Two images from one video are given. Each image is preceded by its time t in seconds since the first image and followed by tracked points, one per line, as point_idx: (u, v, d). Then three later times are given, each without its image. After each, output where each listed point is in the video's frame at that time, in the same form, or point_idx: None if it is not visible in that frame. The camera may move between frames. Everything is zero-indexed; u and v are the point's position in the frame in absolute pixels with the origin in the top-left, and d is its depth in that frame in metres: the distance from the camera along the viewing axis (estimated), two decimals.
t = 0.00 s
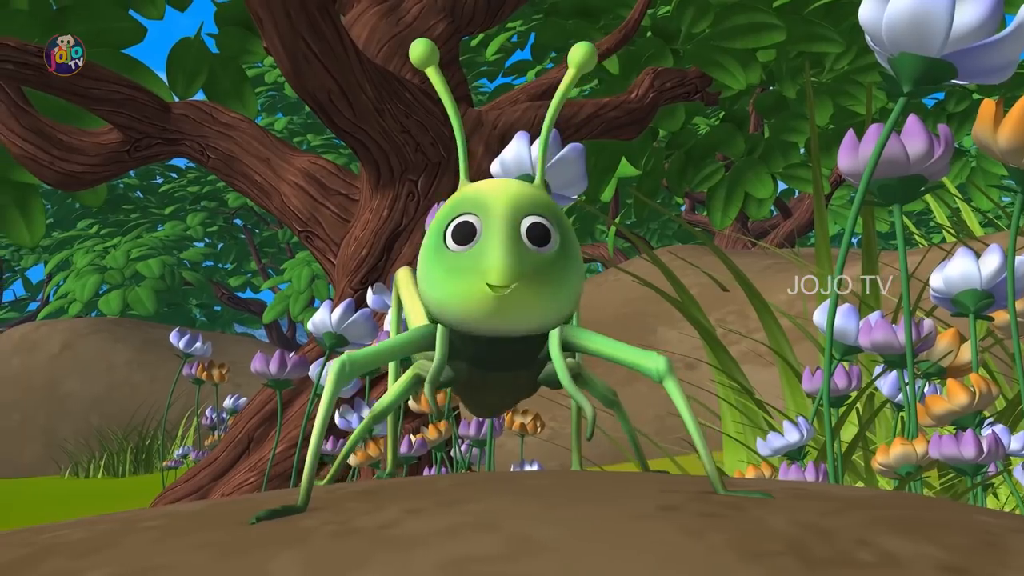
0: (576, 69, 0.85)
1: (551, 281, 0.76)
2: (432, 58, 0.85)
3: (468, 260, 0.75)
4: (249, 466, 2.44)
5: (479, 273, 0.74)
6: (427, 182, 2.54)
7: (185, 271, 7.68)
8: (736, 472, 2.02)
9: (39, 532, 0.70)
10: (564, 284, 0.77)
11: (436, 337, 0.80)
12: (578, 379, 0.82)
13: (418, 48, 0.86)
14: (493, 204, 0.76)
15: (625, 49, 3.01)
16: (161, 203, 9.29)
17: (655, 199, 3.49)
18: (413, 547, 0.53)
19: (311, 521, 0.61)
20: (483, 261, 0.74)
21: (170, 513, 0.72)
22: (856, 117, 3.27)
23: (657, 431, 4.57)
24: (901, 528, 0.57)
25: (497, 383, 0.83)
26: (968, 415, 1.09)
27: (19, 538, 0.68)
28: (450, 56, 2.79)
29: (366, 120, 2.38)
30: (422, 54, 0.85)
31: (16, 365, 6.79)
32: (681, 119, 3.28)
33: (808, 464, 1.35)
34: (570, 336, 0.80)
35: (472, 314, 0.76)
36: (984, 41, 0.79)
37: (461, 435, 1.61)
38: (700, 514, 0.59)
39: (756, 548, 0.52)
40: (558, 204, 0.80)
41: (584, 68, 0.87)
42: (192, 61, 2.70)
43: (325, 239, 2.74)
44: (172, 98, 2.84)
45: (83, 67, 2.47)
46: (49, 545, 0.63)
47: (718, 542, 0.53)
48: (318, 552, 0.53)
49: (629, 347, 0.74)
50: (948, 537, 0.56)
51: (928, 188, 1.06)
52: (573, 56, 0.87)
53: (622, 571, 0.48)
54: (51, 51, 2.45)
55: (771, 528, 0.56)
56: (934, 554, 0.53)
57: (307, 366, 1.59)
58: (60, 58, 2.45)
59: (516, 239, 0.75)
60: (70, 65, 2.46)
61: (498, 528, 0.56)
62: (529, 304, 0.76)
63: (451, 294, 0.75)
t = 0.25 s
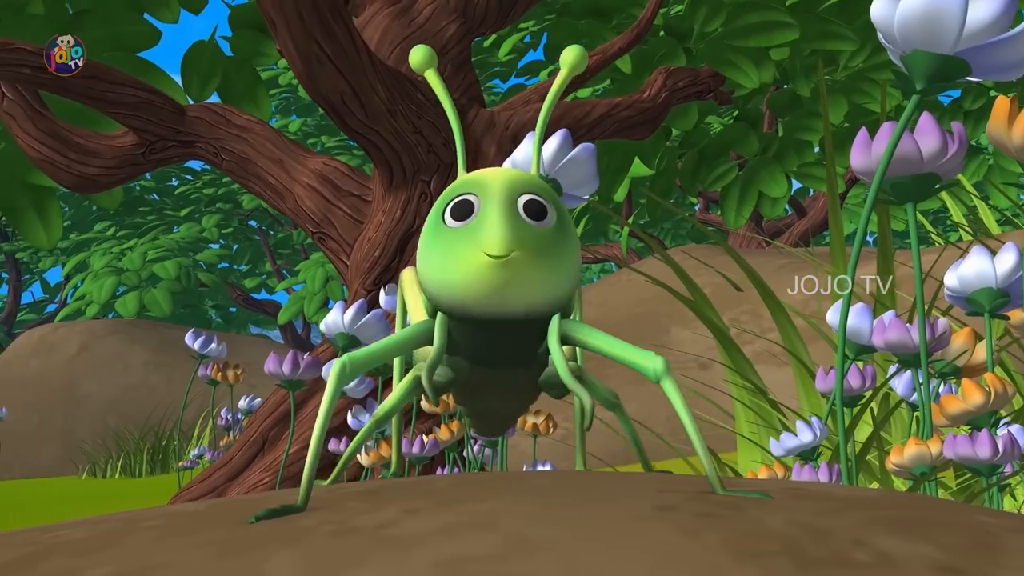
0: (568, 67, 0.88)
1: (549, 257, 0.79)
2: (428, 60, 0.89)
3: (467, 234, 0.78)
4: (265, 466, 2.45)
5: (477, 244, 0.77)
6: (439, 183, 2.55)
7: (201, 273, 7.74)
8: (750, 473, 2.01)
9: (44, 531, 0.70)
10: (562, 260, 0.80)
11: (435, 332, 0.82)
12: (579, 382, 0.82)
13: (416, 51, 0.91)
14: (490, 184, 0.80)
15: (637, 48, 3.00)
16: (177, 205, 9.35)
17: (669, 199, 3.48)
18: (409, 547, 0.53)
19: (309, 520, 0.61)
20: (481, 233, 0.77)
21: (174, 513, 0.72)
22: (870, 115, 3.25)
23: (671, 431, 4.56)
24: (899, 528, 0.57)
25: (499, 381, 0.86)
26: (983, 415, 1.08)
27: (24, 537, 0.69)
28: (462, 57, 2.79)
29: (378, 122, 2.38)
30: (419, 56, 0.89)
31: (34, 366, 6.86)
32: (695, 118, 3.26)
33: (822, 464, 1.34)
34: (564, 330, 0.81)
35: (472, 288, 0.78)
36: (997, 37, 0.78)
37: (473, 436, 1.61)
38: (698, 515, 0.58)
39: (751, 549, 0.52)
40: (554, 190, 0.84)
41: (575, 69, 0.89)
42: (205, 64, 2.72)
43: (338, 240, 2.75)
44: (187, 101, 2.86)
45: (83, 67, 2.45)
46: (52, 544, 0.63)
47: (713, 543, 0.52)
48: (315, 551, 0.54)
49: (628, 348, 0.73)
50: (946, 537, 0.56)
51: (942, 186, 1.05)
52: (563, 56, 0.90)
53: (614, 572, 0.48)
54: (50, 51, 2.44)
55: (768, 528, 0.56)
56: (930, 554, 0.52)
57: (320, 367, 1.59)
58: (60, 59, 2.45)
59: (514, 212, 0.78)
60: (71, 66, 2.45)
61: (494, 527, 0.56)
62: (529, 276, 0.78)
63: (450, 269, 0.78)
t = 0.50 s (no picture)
0: (547, 64, 0.84)
1: (533, 292, 0.78)
2: (400, 72, 0.86)
3: (448, 281, 0.77)
4: (279, 467, 2.47)
5: (458, 293, 0.77)
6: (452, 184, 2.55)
7: (216, 274, 7.79)
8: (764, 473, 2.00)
9: (50, 530, 0.71)
10: (548, 293, 0.79)
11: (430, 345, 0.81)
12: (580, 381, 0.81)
13: (387, 60, 0.87)
14: (468, 222, 0.78)
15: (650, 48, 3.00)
16: (193, 207, 9.42)
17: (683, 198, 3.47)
18: (403, 545, 0.54)
19: (308, 520, 0.62)
20: (461, 281, 0.76)
21: (177, 512, 0.73)
22: (885, 113, 3.23)
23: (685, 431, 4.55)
24: (895, 528, 0.57)
25: (498, 385, 0.83)
26: (998, 415, 1.07)
27: (29, 536, 0.69)
28: (473, 58, 2.80)
29: (390, 122, 2.38)
30: (393, 68, 0.86)
31: (52, 367, 6.93)
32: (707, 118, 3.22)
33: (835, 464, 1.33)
34: (559, 336, 0.79)
35: (457, 330, 0.78)
36: (1010, 34, 0.78)
37: (485, 436, 1.61)
38: (694, 514, 0.58)
39: (744, 548, 0.52)
40: (537, 209, 0.81)
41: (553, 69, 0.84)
42: (219, 66, 2.74)
43: (351, 241, 2.76)
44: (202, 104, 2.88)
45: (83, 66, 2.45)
46: (56, 543, 0.64)
47: (706, 543, 0.52)
48: (311, 550, 0.54)
49: (624, 349, 0.73)
50: (941, 536, 0.56)
51: (955, 185, 1.04)
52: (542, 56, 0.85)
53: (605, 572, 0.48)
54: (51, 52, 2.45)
55: (763, 527, 0.56)
56: (924, 553, 0.52)
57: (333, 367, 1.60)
58: (60, 59, 2.45)
59: (493, 252, 0.77)
60: (71, 65, 2.45)
61: (489, 527, 0.56)
62: (513, 317, 0.77)
63: (436, 315, 0.78)
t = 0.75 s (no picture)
0: (498, 109, 0.65)
1: (513, 358, 0.72)
2: (345, 116, 0.69)
3: (421, 356, 0.72)
4: (293, 467, 2.48)
5: (433, 367, 0.72)
6: (464, 185, 2.54)
7: (231, 276, 7.83)
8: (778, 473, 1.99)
9: (55, 530, 0.72)
10: (529, 353, 0.73)
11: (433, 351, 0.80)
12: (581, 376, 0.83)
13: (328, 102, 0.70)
14: (436, 294, 0.70)
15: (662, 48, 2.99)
16: (208, 209, 9.48)
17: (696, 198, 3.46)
18: (398, 544, 0.54)
19: (306, 519, 0.62)
20: (435, 358, 0.71)
21: (180, 512, 0.73)
22: (901, 111, 3.20)
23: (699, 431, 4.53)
24: (892, 527, 0.57)
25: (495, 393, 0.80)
26: (1014, 415, 1.06)
27: (34, 535, 0.70)
28: (486, 59, 2.80)
29: (402, 123, 2.39)
30: (332, 109, 0.70)
31: (70, 369, 7.00)
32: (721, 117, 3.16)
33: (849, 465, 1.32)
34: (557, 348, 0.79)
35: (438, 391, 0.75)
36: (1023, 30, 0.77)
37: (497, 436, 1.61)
38: (691, 515, 0.58)
39: (738, 548, 0.52)
40: (513, 264, 0.71)
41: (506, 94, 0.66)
42: (233, 68, 2.76)
43: (364, 242, 2.75)
44: (216, 106, 2.89)
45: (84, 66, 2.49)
46: (58, 542, 0.65)
47: (700, 543, 0.52)
48: (306, 548, 0.54)
49: (617, 351, 0.72)
50: (939, 537, 0.55)
51: (969, 183, 1.03)
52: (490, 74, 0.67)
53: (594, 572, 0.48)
54: (51, 52, 2.51)
55: (759, 528, 0.56)
56: (920, 553, 0.52)
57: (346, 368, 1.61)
58: (60, 58, 2.50)
59: (464, 328, 0.70)
60: (70, 65, 2.49)
61: (484, 527, 0.56)
62: (495, 379, 0.73)
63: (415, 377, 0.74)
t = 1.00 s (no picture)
0: (491, 110, 0.66)
1: (509, 359, 0.73)
2: (339, 125, 0.68)
3: (418, 358, 0.72)
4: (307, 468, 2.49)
5: (430, 370, 0.72)
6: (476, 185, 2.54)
7: (246, 277, 7.87)
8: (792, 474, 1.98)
9: (59, 529, 0.72)
10: (523, 358, 0.74)
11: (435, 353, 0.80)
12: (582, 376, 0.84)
13: (325, 109, 0.70)
14: (433, 298, 0.70)
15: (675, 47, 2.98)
16: (223, 211, 9.53)
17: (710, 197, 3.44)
18: (394, 543, 0.54)
19: (304, 519, 0.63)
20: (432, 360, 0.72)
21: (183, 512, 0.74)
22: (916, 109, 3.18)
23: (713, 432, 4.52)
24: (889, 527, 0.57)
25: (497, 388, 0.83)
26: None
27: (39, 534, 0.71)
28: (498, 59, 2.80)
29: (415, 124, 2.40)
30: (329, 115, 0.69)
31: (87, 370, 7.05)
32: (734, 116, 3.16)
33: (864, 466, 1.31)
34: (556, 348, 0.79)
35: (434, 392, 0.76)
36: None
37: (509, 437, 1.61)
38: (688, 514, 0.58)
39: (733, 548, 0.52)
40: (509, 268, 0.72)
41: (498, 97, 0.68)
42: (247, 71, 2.78)
43: (377, 243, 2.75)
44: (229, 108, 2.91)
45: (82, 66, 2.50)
46: (62, 541, 0.65)
47: (695, 542, 0.52)
48: (303, 546, 0.55)
49: (617, 350, 0.72)
50: (938, 537, 0.55)
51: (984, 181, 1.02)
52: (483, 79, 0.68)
53: (585, 571, 0.48)
54: (51, 52, 2.52)
55: (755, 527, 0.56)
56: (917, 553, 0.52)
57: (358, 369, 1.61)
58: (60, 59, 2.52)
59: (459, 331, 0.71)
60: (70, 65, 2.50)
61: (480, 525, 0.56)
62: (489, 382, 0.74)
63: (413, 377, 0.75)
